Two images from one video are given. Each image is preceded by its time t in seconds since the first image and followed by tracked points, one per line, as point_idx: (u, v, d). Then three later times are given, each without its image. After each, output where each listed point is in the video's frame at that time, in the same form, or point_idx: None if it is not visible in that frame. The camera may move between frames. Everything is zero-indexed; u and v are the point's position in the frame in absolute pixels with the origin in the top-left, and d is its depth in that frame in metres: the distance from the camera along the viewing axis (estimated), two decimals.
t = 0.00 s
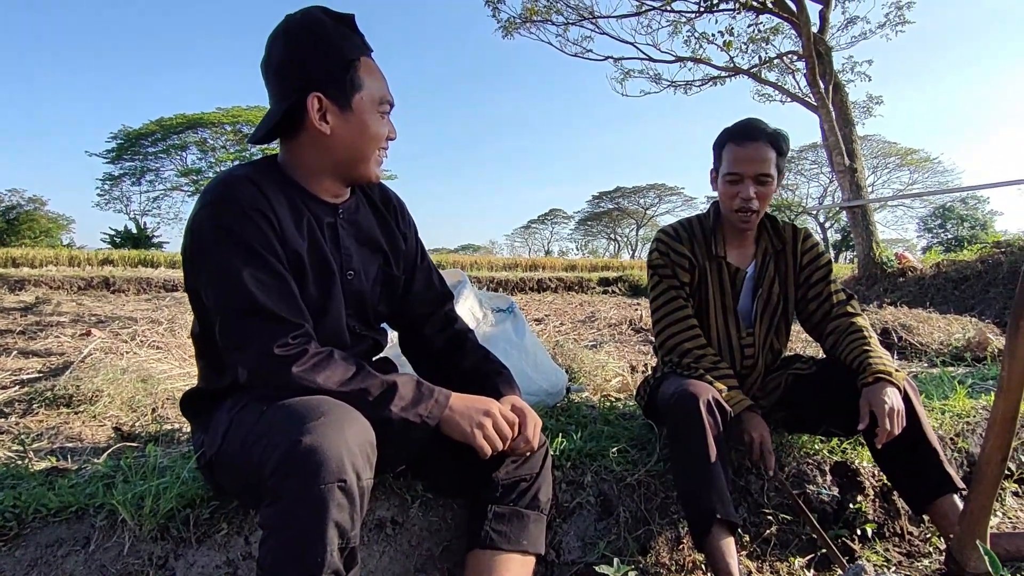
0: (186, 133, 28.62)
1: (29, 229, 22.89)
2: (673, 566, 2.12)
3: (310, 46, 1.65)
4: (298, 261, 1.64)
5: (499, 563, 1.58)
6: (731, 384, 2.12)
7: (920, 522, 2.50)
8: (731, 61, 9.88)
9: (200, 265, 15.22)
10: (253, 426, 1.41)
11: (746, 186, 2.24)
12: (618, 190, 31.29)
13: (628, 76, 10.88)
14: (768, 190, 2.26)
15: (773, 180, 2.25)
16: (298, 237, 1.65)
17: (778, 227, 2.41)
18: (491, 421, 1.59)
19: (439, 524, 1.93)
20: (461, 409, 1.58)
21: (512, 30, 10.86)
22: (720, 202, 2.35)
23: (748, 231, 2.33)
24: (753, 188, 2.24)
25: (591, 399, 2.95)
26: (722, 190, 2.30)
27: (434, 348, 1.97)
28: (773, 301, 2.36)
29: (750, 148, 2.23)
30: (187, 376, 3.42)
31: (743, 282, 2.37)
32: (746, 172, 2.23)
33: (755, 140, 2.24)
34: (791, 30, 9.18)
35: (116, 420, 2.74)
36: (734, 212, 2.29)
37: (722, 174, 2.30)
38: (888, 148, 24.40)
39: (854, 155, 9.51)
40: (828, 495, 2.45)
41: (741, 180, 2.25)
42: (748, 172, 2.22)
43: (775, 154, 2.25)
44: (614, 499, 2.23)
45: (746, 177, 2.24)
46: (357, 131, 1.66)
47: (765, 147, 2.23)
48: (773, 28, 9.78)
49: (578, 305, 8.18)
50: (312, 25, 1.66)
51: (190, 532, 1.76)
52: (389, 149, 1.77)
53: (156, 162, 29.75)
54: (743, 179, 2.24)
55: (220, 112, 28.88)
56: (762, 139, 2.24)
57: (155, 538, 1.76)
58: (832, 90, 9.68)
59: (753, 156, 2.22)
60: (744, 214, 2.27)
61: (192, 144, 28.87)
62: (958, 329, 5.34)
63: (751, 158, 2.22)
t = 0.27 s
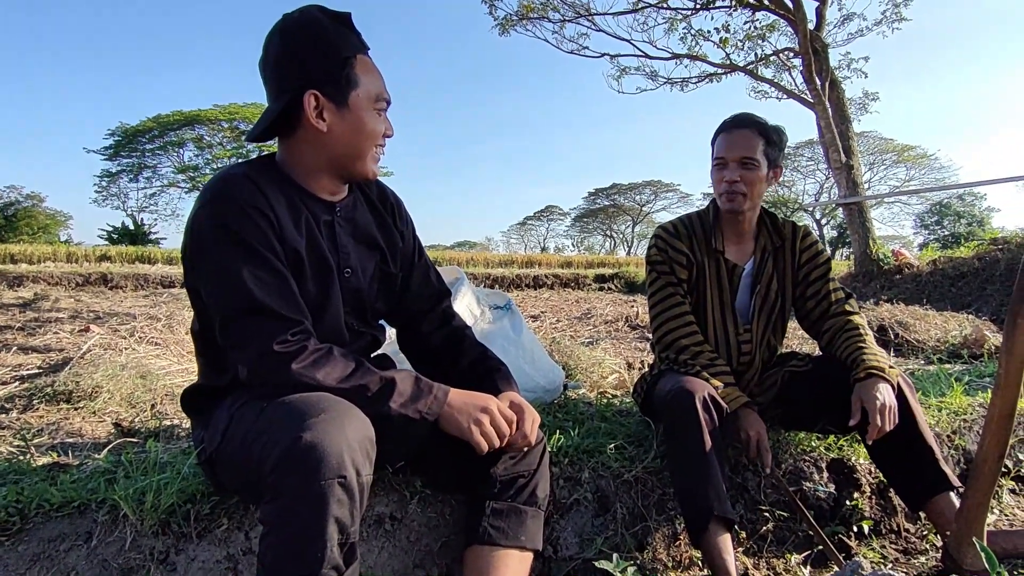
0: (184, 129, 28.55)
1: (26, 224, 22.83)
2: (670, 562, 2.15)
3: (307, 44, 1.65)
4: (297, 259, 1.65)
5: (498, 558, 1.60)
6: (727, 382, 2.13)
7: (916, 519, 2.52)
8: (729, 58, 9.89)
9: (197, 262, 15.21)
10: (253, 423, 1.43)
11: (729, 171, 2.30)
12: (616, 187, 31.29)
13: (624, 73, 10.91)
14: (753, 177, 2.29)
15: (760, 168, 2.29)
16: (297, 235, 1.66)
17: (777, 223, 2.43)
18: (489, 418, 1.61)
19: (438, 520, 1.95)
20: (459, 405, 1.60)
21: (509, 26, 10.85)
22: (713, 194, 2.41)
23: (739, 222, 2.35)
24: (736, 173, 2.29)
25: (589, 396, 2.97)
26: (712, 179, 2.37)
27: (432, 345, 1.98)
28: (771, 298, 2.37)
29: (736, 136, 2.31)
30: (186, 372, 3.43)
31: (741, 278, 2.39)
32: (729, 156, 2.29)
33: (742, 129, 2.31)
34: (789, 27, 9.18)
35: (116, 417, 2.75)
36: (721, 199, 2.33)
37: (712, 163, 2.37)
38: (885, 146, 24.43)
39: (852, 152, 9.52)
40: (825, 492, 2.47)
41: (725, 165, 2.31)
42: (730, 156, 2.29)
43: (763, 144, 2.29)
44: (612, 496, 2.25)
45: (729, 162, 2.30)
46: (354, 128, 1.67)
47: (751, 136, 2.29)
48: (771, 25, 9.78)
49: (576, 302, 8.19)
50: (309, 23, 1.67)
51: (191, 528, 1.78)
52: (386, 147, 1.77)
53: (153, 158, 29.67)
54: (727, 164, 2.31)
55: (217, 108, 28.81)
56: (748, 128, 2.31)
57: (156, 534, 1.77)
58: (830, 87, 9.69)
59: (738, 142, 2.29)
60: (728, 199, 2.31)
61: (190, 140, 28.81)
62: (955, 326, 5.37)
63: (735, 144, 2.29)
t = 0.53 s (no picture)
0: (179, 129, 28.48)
1: (21, 224, 22.75)
2: (665, 561, 2.16)
3: (299, 44, 1.66)
4: (292, 259, 1.65)
5: (493, 557, 1.60)
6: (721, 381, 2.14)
7: (910, 518, 2.54)
8: (724, 58, 9.91)
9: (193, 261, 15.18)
10: (249, 423, 1.43)
11: (727, 167, 2.32)
12: (613, 187, 31.32)
13: (620, 73, 10.93)
14: (751, 173, 2.31)
15: (757, 165, 2.31)
16: (292, 235, 1.67)
17: (773, 223, 2.44)
18: (484, 416, 1.61)
19: (434, 519, 1.96)
20: (454, 404, 1.61)
21: (505, 26, 10.86)
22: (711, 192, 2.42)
23: (737, 221, 2.36)
24: (734, 169, 2.31)
25: (584, 395, 2.98)
26: (710, 177, 2.39)
27: (428, 344, 1.99)
28: (766, 297, 2.39)
29: (734, 134, 2.34)
30: (182, 372, 3.43)
31: (737, 277, 2.40)
32: (727, 153, 2.32)
33: (740, 128, 2.34)
34: (784, 27, 9.20)
35: (112, 416, 2.75)
36: (720, 196, 2.35)
37: (710, 162, 2.40)
38: (881, 145, 24.50)
39: (847, 152, 9.55)
40: (820, 491, 2.50)
41: (723, 162, 2.33)
42: (728, 153, 2.31)
43: (760, 141, 2.32)
44: (607, 495, 2.26)
45: (727, 158, 2.32)
46: (346, 126, 1.68)
47: (749, 134, 2.32)
48: (766, 25, 9.81)
49: (572, 302, 8.20)
50: (301, 23, 1.67)
51: (188, 526, 1.79)
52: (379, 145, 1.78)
53: (148, 157, 29.61)
54: (726, 161, 2.33)
55: (213, 108, 28.76)
56: (746, 127, 2.34)
57: (153, 532, 1.78)
58: (825, 87, 9.71)
59: (735, 140, 2.32)
60: (727, 195, 2.32)
61: (186, 139, 28.75)
62: (951, 326, 5.38)
63: (732, 141, 2.32)
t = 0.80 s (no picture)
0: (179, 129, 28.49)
1: (21, 225, 22.75)
2: (664, 561, 2.17)
3: (292, 42, 1.66)
4: (290, 257, 1.66)
5: (492, 555, 1.60)
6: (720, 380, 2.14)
7: (910, 518, 2.54)
8: (723, 58, 9.92)
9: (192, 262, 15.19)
10: (248, 421, 1.44)
11: (729, 165, 2.32)
12: (613, 187, 31.33)
13: (619, 74, 10.94)
14: (753, 171, 2.31)
15: (759, 163, 2.31)
16: (290, 234, 1.67)
17: (774, 222, 2.44)
18: (483, 413, 1.61)
19: (433, 518, 1.96)
20: (453, 402, 1.61)
21: (503, 27, 10.87)
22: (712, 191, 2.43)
23: (738, 219, 2.36)
24: (736, 167, 2.31)
25: (583, 395, 2.98)
26: (712, 175, 2.39)
27: (427, 343, 1.99)
28: (766, 297, 2.39)
29: (735, 133, 2.35)
30: (181, 371, 3.43)
31: (738, 276, 2.40)
32: (728, 151, 2.32)
33: (741, 127, 2.35)
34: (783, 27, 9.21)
35: (111, 415, 2.75)
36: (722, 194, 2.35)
37: (712, 161, 2.40)
38: (881, 146, 24.50)
39: (846, 152, 9.55)
40: (819, 491, 2.50)
41: (724, 160, 2.33)
42: (731, 151, 2.32)
43: (761, 140, 2.32)
44: (605, 494, 2.27)
45: (729, 157, 2.33)
46: (338, 123, 1.68)
47: (750, 133, 2.33)
48: (765, 25, 9.82)
49: (571, 302, 8.20)
50: (293, 21, 1.68)
51: (187, 524, 1.79)
52: (373, 141, 1.77)
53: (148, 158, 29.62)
54: (728, 159, 2.33)
55: (213, 108, 28.77)
56: (747, 126, 2.35)
57: (152, 530, 1.78)
58: (824, 87, 9.72)
59: (737, 138, 2.33)
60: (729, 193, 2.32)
61: (185, 140, 28.76)
62: (950, 326, 5.39)
63: (734, 140, 2.33)
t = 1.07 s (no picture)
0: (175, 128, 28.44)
1: (16, 224, 22.70)
2: (657, 557, 2.18)
3: (278, 36, 1.68)
4: (283, 252, 1.66)
5: (485, 550, 1.61)
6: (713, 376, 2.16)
7: (904, 515, 2.56)
8: (718, 57, 9.94)
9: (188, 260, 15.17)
10: (240, 415, 1.44)
11: (723, 159, 2.33)
12: (609, 186, 31.35)
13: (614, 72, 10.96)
14: (748, 164, 2.32)
15: (753, 157, 2.32)
16: (283, 229, 1.68)
17: (767, 219, 2.46)
18: (477, 406, 1.62)
19: (426, 514, 1.97)
20: (446, 396, 1.62)
21: (498, 26, 10.88)
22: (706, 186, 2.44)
23: (731, 213, 2.36)
24: (730, 161, 2.32)
25: (577, 392, 2.99)
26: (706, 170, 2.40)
27: (420, 338, 2.00)
28: (759, 293, 2.40)
29: (730, 128, 2.37)
30: (176, 369, 3.44)
31: (731, 272, 2.41)
32: (723, 145, 2.34)
33: (737, 123, 2.38)
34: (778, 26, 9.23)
35: (105, 412, 2.76)
36: (716, 187, 2.35)
37: (706, 156, 2.41)
38: (877, 145, 24.56)
39: (841, 151, 9.58)
40: (813, 488, 2.50)
41: (719, 154, 2.34)
42: (725, 145, 2.33)
43: (756, 136, 2.34)
44: (599, 490, 2.28)
45: (724, 151, 2.34)
46: (322, 116, 1.68)
47: (745, 128, 2.35)
48: (760, 24, 9.84)
49: (566, 300, 8.22)
50: (280, 15, 1.69)
51: (180, 519, 1.79)
52: (361, 134, 1.77)
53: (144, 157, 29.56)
54: (722, 153, 2.34)
55: (209, 107, 28.73)
56: (742, 121, 2.37)
57: (146, 525, 1.79)
58: (819, 86, 9.74)
59: (732, 133, 2.35)
60: (723, 186, 2.33)
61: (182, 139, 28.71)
62: (945, 324, 5.41)
63: (729, 134, 2.35)
